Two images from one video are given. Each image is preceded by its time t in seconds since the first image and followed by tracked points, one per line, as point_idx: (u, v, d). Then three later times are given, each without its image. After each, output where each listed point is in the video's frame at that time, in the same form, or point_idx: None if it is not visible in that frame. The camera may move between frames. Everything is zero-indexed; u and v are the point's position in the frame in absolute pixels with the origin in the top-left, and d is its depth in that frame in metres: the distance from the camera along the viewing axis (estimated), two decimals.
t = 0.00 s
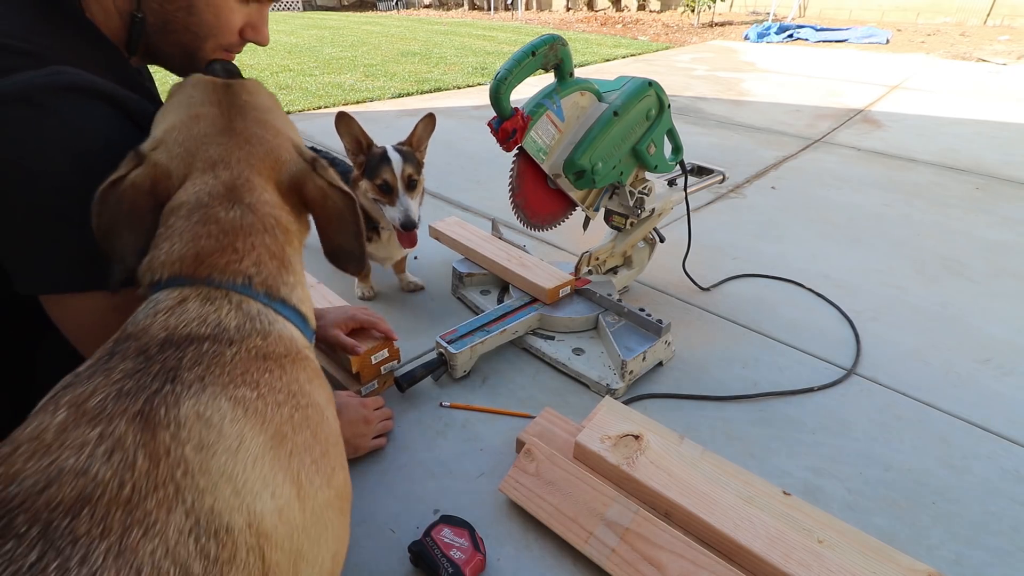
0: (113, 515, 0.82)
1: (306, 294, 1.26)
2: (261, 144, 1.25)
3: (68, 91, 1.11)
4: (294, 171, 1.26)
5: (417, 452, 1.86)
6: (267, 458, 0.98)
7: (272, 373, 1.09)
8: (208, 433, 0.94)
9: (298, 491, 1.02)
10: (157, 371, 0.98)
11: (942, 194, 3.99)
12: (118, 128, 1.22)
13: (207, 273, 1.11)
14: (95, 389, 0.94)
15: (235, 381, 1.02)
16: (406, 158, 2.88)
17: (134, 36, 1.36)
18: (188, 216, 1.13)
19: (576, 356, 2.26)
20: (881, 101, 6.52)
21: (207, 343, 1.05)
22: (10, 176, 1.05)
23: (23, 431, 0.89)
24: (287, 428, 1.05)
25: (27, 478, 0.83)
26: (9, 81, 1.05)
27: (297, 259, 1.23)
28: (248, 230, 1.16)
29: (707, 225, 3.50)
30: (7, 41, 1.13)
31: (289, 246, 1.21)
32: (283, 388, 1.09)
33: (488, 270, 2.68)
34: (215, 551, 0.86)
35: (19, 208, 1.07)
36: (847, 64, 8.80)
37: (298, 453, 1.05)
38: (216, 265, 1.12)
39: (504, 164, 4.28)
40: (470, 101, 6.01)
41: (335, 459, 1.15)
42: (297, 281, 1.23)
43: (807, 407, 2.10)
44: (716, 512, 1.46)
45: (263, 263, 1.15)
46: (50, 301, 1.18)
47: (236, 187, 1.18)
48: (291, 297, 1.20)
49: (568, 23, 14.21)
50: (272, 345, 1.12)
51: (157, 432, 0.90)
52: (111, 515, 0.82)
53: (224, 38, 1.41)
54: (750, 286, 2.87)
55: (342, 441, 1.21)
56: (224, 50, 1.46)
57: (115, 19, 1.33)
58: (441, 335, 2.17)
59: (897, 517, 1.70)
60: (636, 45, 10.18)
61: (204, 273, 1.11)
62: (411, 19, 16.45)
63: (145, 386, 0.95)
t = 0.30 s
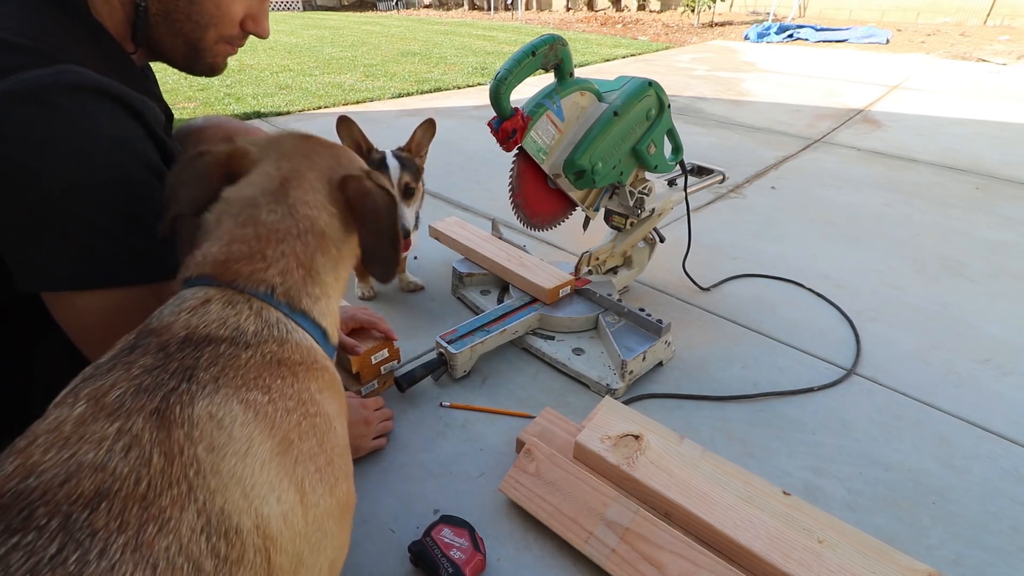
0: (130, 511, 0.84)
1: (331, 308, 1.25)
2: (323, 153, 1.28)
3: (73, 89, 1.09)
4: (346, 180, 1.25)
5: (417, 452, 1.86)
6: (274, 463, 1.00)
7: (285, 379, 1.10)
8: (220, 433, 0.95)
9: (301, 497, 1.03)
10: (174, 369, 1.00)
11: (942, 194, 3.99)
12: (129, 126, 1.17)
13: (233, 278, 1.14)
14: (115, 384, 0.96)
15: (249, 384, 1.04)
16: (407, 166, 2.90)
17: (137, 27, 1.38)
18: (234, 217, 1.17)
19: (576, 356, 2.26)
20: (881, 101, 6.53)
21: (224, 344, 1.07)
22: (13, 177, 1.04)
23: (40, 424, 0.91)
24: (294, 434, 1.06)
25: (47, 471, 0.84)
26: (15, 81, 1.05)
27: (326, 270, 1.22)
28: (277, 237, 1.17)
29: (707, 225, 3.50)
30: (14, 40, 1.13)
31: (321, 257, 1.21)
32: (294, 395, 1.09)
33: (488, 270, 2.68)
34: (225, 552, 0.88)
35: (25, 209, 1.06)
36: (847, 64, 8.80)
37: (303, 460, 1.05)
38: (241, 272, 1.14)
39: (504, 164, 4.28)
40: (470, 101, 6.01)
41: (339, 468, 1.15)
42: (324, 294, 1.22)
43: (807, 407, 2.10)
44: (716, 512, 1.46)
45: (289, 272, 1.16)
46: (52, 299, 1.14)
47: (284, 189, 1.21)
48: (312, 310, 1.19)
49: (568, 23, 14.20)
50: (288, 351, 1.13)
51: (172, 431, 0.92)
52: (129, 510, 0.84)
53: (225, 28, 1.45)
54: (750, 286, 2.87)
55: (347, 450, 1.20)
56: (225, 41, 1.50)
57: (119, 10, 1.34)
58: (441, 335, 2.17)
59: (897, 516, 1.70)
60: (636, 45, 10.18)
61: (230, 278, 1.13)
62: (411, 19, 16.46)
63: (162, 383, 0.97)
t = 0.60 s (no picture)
0: (103, 534, 0.83)
1: (371, 337, 1.23)
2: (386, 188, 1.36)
3: (87, 86, 1.08)
4: (406, 208, 1.32)
5: (417, 452, 1.86)
6: (263, 501, 0.97)
7: (294, 409, 1.07)
8: (212, 459, 0.94)
9: (287, 542, 0.98)
10: (182, 385, 1.00)
11: (942, 194, 3.99)
12: (141, 124, 1.16)
13: (270, 295, 1.17)
14: (121, 393, 0.97)
15: (254, 411, 1.02)
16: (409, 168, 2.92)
17: (147, 25, 1.38)
18: (287, 236, 1.23)
19: (576, 356, 2.26)
20: (881, 101, 6.53)
21: (239, 364, 1.07)
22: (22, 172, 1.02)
23: (42, 422, 0.92)
24: (291, 472, 1.02)
25: (32, 480, 0.84)
26: (31, 77, 1.04)
27: (370, 292, 1.23)
28: (324, 254, 1.20)
29: (707, 225, 3.50)
30: (26, 38, 1.10)
31: (362, 280, 1.22)
32: (299, 430, 1.06)
33: (488, 271, 2.68)
34: None
35: (34, 205, 1.04)
36: (847, 64, 8.80)
37: (295, 502, 1.01)
38: (279, 288, 1.17)
39: (504, 164, 4.28)
40: (470, 101, 6.01)
41: (339, 514, 1.09)
42: (362, 321, 1.21)
43: (807, 407, 2.10)
44: (716, 512, 1.46)
45: (324, 292, 1.18)
46: (60, 294, 1.10)
47: (339, 214, 1.27)
48: (344, 336, 1.18)
49: (568, 23, 14.20)
50: (304, 379, 1.11)
51: (163, 453, 0.92)
52: (101, 533, 0.83)
53: (234, 25, 1.48)
54: (751, 286, 2.87)
55: (354, 491, 1.15)
56: (233, 38, 1.53)
57: (128, 10, 1.34)
58: (441, 335, 2.17)
59: (897, 516, 1.70)
60: (636, 45, 10.18)
61: (268, 293, 1.17)
62: (410, 19, 16.46)
63: (165, 399, 0.97)
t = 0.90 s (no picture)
0: (114, 525, 0.83)
1: (384, 334, 1.25)
2: (401, 190, 1.41)
3: (89, 85, 1.08)
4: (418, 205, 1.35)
5: (417, 452, 1.86)
6: (274, 495, 0.96)
7: (307, 404, 1.08)
8: (225, 452, 0.94)
9: (298, 538, 0.98)
10: (197, 379, 1.01)
11: (942, 194, 3.99)
12: (142, 122, 1.17)
13: (286, 292, 1.20)
14: (138, 384, 0.97)
15: (267, 406, 1.03)
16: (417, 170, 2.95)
17: (150, 25, 1.38)
18: (306, 237, 1.28)
19: (576, 356, 2.26)
20: (881, 101, 6.53)
21: (255, 359, 1.08)
22: (22, 169, 1.02)
23: (59, 414, 0.92)
24: (303, 466, 1.02)
25: (46, 470, 0.84)
26: (33, 76, 1.04)
27: (384, 287, 1.25)
28: (340, 252, 1.25)
29: (707, 225, 3.50)
30: (28, 38, 1.09)
31: (376, 277, 1.25)
32: (311, 425, 1.06)
33: (488, 270, 2.68)
34: None
35: (35, 202, 1.03)
36: (847, 64, 8.80)
37: (307, 497, 1.01)
38: (296, 285, 1.20)
39: (504, 164, 4.28)
40: (470, 101, 6.01)
41: (349, 510, 1.09)
42: (377, 318, 1.23)
43: (807, 407, 2.10)
44: (716, 511, 1.46)
45: (340, 289, 1.21)
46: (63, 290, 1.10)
47: (354, 213, 1.32)
48: (358, 333, 1.20)
49: (568, 23, 14.19)
50: (316, 376, 1.13)
51: (176, 445, 0.92)
52: (112, 524, 0.83)
53: (234, 19, 1.49)
54: (750, 286, 2.87)
55: (363, 490, 1.14)
56: (233, 32, 1.54)
57: (131, 11, 1.34)
58: (441, 335, 2.17)
59: (897, 516, 1.70)
60: (636, 45, 10.17)
61: (286, 289, 1.20)
62: (410, 19, 16.46)
63: (180, 392, 0.98)
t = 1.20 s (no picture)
0: (117, 512, 0.83)
1: (385, 332, 1.26)
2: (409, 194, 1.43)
3: (96, 85, 1.09)
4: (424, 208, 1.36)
5: (417, 452, 1.86)
6: (279, 484, 0.96)
7: (312, 395, 1.08)
8: (231, 440, 0.94)
9: (302, 529, 0.97)
10: (205, 368, 1.01)
11: (942, 194, 3.99)
12: (148, 124, 1.17)
13: (293, 287, 1.21)
14: (148, 373, 0.98)
15: (274, 396, 1.03)
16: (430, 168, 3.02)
17: (155, 28, 1.38)
18: (316, 236, 1.30)
19: (576, 356, 2.26)
20: (881, 101, 6.53)
21: (263, 350, 1.09)
22: (27, 167, 1.02)
23: (69, 401, 0.92)
24: (308, 456, 1.01)
25: (53, 456, 0.84)
26: (41, 77, 1.04)
27: (388, 287, 1.27)
28: (348, 251, 1.26)
29: (707, 225, 3.50)
30: (31, 38, 1.09)
31: (382, 276, 1.26)
32: (315, 416, 1.06)
33: (488, 270, 2.68)
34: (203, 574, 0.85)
35: (40, 203, 1.03)
36: (847, 64, 8.80)
37: (311, 486, 1.00)
38: (303, 281, 1.22)
39: (504, 164, 4.28)
40: (470, 101, 6.01)
41: (351, 503, 1.08)
42: (380, 315, 1.24)
43: (807, 407, 2.10)
44: (716, 511, 1.46)
45: (346, 286, 1.22)
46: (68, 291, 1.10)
47: (362, 215, 1.34)
48: (362, 329, 1.21)
49: (568, 23, 14.18)
50: (321, 368, 1.13)
51: (181, 434, 0.92)
52: (115, 511, 0.83)
53: (237, 19, 1.49)
54: (751, 286, 2.87)
55: (362, 486, 1.13)
56: (235, 32, 1.54)
57: (137, 14, 1.34)
58: (441, 335, 2.17)
59: (897, 516, 1.70)
60: (636, 45, 10.17)
61: (293, 284, 1.21)
62: (410, 19, 16.46)
63: (188, 381, 0.98)
